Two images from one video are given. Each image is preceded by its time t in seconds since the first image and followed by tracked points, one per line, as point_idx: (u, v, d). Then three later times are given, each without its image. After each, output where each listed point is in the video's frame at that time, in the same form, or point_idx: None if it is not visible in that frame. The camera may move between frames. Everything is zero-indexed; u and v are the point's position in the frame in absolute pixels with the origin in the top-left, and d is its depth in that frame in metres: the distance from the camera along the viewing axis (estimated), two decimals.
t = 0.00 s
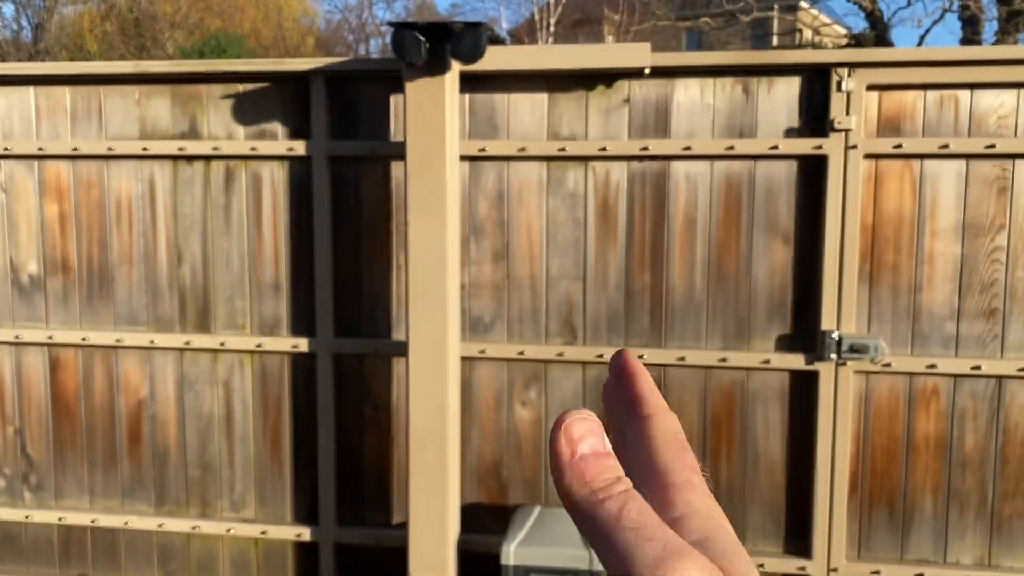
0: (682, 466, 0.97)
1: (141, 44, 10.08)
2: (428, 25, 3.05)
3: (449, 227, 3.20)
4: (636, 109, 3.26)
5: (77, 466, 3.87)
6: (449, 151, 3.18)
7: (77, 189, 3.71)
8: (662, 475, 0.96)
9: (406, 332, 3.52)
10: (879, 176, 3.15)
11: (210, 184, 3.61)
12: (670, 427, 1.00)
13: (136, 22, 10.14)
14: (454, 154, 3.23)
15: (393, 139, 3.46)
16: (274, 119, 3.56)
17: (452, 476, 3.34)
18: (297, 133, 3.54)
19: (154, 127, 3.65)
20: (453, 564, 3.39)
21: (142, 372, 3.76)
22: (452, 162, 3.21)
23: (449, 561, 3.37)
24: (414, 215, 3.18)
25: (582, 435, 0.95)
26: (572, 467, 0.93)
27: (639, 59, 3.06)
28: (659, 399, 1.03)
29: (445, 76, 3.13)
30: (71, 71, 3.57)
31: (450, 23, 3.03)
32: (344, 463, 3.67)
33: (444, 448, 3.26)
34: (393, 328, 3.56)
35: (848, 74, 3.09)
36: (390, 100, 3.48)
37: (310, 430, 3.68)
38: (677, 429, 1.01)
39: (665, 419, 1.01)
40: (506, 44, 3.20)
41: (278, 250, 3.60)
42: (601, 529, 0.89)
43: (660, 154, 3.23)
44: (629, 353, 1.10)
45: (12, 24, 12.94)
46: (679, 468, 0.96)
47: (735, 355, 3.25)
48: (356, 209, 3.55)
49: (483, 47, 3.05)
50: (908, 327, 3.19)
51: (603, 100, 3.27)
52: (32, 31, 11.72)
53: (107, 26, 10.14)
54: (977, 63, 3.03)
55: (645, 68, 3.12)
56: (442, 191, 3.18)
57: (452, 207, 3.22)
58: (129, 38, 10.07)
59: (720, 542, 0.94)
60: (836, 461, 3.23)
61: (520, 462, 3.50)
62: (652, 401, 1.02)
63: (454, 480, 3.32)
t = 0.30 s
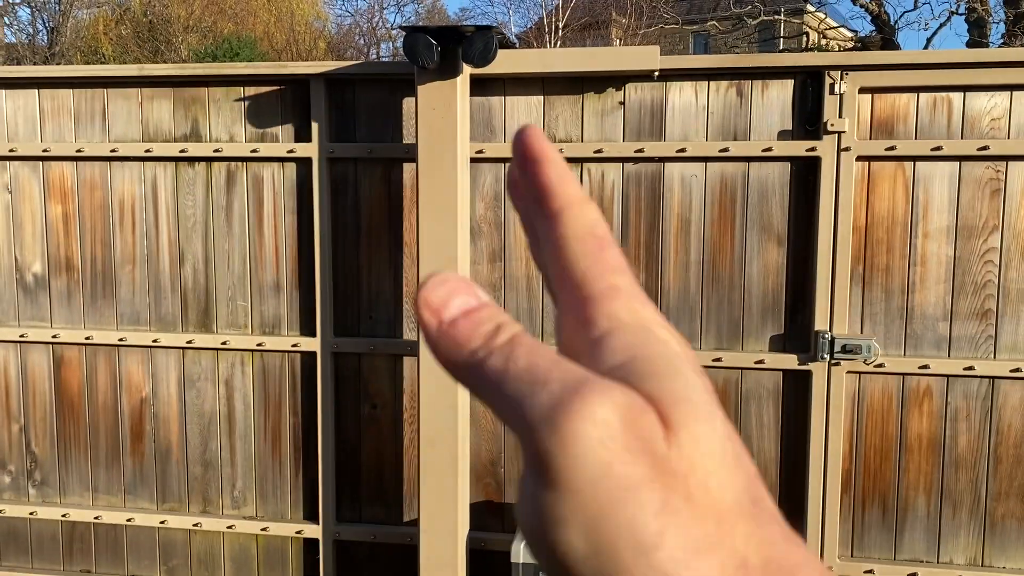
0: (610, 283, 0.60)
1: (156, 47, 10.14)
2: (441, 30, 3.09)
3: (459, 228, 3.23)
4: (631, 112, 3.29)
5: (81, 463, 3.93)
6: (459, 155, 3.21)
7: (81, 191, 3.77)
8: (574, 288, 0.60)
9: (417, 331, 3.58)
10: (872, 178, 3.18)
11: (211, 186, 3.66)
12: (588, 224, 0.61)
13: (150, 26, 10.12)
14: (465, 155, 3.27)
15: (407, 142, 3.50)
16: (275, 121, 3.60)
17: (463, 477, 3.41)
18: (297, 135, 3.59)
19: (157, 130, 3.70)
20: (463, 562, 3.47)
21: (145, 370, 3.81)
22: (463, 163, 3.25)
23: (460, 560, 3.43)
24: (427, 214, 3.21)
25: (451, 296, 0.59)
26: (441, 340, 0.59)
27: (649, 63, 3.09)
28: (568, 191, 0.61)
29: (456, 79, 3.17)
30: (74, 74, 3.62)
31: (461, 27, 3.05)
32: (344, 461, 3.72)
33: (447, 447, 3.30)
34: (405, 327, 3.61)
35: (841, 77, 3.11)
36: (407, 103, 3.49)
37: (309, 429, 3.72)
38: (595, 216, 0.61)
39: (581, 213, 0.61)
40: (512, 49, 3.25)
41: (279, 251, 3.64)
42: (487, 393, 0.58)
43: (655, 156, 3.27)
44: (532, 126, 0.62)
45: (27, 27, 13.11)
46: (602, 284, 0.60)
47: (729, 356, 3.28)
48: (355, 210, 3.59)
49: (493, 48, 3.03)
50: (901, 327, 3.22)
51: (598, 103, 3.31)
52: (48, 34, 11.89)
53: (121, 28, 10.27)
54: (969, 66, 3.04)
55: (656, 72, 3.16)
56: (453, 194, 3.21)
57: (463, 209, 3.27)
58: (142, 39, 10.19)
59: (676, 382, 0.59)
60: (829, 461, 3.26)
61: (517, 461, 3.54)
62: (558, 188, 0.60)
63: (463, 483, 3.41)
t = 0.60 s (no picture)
0: (568, 223, 0.71)
1: (159, 45, 10.26)
2: (449, 26, 3.11)
3: (466, 230, 3.25)
4: (627, 108, 3.27)
5: (75, 462, 3.91)
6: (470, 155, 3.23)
7: (75, 189, 3.75)
8: (540, 230, 0.71)
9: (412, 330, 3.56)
10: (870, 176, 3.15)
11: (205, 184, 3.64)
12: (546, 176, 0.72)
13: (154, 23, 10.37)
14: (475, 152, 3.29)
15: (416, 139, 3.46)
16: (269, 119, 3.57)
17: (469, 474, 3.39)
18: (291, 133, 3.57)
19: (151, 128, 3.68)
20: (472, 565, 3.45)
21: (139, 369, 3.80)
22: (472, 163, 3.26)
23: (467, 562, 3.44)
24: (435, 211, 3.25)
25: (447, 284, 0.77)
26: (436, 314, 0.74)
27: (658, 59, 3.11)
28: (526, 148, 0.73)
29: (464, 75, 3.18)
30: (68, 71, 3.61)
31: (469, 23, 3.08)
32: (338, 460, 3.70)
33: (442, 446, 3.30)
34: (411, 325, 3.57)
35: (838, 73, 3.08)
36: (412, 100, 3.47)
37: (304, 428, 3.70)
38: (552, 167, 0.73)
39: (539, 163, 0.73)
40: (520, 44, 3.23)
41: (273, 249, 3.62)
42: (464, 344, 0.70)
43: (651, 153, 3.24)
44: (489, 87, 0.75)
45: (31, 24, 13.08)
46: (560, 225, 0.71)
47: (725, 355, 3.24)
48: (349, 208, 3.57)
49: (502, 45, 3.09)
50: (899, 327, 3.18)
51: (594, 100, 3.28)
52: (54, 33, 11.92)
53: (126, 26, 10.31)
54: (967, 63, 3.01)
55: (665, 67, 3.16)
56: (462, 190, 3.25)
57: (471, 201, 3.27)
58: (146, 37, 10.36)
59: (644, 306, 0.67)
60: (825, 461, 3.23)
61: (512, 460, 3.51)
62: (518, 145, 0.73)
63: (472, 482, 3.38)
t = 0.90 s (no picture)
0: (734, 303, 0.94)
1: (163, 42, 10.35)
2: (454, 21, 3.10)
3: (472, 224, 3.21)
4: (619, 105, 3.26)
5: (70, 458, 3.92)
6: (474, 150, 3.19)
7: (69, 185, 3.75)
8: (708, 303, 0.94)
9: (405, 327, 3.56)
10: (863, 172, 3.13)
11: (198, 181, 3.64)
12: (720, 259, 0.95)
13: (158, 20, 10.40)
14: (479, 147, 3.23)
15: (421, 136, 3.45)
16: (262, 116, 3.58)
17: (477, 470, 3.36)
18: (284, 129, 3.57)
19: (144, 125, 3.68)
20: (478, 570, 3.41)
21: (133, 365, 3.80)
22: (477, 157, 3.21)
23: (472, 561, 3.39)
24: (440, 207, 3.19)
25: (616, 302, 0.99)
26: (610, 333, 0.96)
27: (664, 54, 3.10)
28: (707, 228, 0.95)
29: (470, 72, 3.14)
30: (61, 68, 3.61)
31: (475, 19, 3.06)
32: (331, 456, 3.71)
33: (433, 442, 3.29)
34: (416, 321, 3.55)
35: (831, 69, 3.07)
36: (415, 96, 3.47)
37: (298, 425, 3.70)
38: (727, 251, 0.96)
39: (714, 243, 0.95)
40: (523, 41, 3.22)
41: (266, 245, 3.62)
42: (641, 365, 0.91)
43: (642, 150, 3.23)
44: (675, 168, 0.98)
45: (38, 21, 13.13)
46: (728, 304, 0.94)
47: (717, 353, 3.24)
48: (342, 204, 3.56)
49: (507, 41, 3.04)
50: (892, 323, 3.17)
51: (587, 96, 3.27)
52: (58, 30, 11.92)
53: (132, 24, 10.32)
54: (960, 59, 3.00)
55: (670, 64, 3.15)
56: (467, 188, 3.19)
57: (476, 196, 3.21)
58: (151, 35, 10.31)
59: (801, 393, 0.91)
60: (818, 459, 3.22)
61: (505, 457, 3.51)
62: (696, 222, 0.95)
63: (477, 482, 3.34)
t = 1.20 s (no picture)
0: (556, 463, 0.58)
1: (173, 42, 10.15)
2: (458, 18, 3.07)
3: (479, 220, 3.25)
4: (607, 102, 3.30)
5: (69, 449, 3.99)
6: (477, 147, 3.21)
7: (68, 181, 3.82)
8: (513, 462, 0.57)
9: (398, 321, 3.63)
10: (847, 167, 3.17)
11: (194, 176, 3.70)
12: (535, 411, 0.61)
13: (166, 20, 10.19)
14: (483, 141, 3.26)
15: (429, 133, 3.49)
16: (256, 113, 3.63)
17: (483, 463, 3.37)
18: (278, 126, 3.62)
19: (141, 122, 3.74)
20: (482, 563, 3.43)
21: (131, 358, 3.86)
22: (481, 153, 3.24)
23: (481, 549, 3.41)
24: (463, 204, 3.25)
25: (425, 467, 0.57)
26: (413, 510, 0.55)
27: (663, 50, 3.10)
28: (513, 378, 0.61)
29: (473, 69, 3.15)
30: (59, 66, 3.67)
31: (479, 15, 3.03)
32: (325, 448, 3.76)
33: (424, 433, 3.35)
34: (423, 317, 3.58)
35: (815, 66, 3.11)
36: (421, 92, 3.49)
37: (293, 417, 3.77)
38: (537, 402, 0.62)
39: (522, 395, 0.61)
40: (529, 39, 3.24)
41: (261, 240, 3.68)
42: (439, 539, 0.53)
43: (630, 146, 3.28)
44: (483, 319, 0.65)
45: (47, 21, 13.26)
46: (542, 460, 0.57)
47: (704, 345, 3.31)
48: (335, 200, 3.61)
49: (511, 38, 3.00)
50: (876, 317, 3.22)
51: (575, 93, 3.32)
52: (68, 30, 12.01)
53: (141, 23, 10.39)
54: (942, 55, 3.03)
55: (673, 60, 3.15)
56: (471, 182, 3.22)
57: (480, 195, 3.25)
58: (161, 35, 10.14)
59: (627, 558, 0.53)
60: (803, 449, 3.28)
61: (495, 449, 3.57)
62: (504, 372, 0.62)
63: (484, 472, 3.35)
